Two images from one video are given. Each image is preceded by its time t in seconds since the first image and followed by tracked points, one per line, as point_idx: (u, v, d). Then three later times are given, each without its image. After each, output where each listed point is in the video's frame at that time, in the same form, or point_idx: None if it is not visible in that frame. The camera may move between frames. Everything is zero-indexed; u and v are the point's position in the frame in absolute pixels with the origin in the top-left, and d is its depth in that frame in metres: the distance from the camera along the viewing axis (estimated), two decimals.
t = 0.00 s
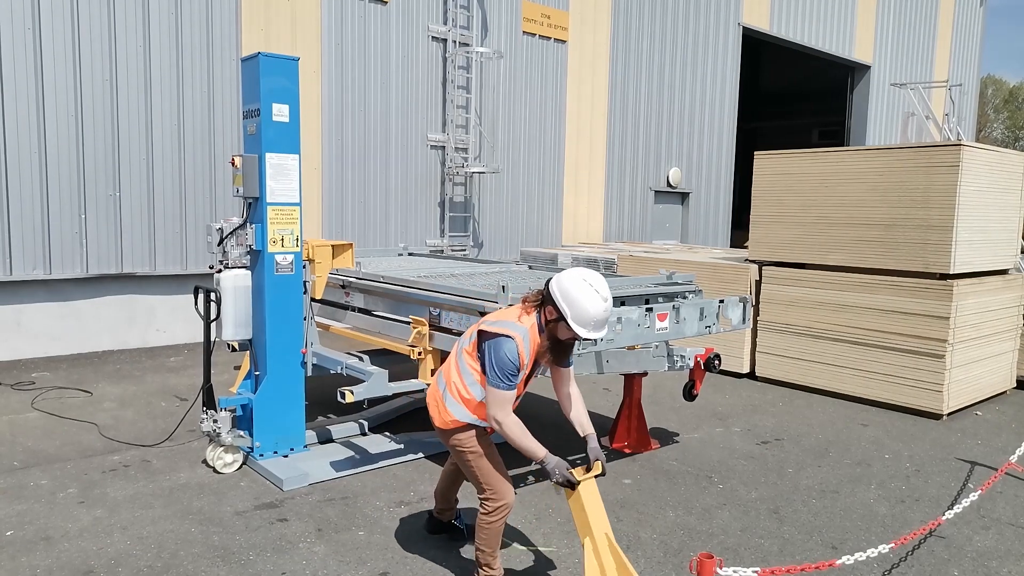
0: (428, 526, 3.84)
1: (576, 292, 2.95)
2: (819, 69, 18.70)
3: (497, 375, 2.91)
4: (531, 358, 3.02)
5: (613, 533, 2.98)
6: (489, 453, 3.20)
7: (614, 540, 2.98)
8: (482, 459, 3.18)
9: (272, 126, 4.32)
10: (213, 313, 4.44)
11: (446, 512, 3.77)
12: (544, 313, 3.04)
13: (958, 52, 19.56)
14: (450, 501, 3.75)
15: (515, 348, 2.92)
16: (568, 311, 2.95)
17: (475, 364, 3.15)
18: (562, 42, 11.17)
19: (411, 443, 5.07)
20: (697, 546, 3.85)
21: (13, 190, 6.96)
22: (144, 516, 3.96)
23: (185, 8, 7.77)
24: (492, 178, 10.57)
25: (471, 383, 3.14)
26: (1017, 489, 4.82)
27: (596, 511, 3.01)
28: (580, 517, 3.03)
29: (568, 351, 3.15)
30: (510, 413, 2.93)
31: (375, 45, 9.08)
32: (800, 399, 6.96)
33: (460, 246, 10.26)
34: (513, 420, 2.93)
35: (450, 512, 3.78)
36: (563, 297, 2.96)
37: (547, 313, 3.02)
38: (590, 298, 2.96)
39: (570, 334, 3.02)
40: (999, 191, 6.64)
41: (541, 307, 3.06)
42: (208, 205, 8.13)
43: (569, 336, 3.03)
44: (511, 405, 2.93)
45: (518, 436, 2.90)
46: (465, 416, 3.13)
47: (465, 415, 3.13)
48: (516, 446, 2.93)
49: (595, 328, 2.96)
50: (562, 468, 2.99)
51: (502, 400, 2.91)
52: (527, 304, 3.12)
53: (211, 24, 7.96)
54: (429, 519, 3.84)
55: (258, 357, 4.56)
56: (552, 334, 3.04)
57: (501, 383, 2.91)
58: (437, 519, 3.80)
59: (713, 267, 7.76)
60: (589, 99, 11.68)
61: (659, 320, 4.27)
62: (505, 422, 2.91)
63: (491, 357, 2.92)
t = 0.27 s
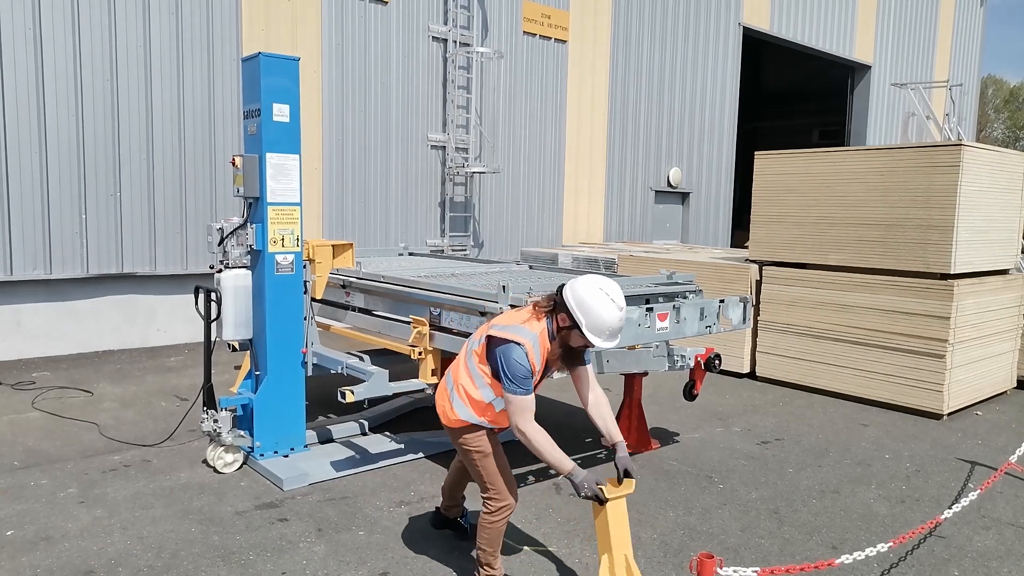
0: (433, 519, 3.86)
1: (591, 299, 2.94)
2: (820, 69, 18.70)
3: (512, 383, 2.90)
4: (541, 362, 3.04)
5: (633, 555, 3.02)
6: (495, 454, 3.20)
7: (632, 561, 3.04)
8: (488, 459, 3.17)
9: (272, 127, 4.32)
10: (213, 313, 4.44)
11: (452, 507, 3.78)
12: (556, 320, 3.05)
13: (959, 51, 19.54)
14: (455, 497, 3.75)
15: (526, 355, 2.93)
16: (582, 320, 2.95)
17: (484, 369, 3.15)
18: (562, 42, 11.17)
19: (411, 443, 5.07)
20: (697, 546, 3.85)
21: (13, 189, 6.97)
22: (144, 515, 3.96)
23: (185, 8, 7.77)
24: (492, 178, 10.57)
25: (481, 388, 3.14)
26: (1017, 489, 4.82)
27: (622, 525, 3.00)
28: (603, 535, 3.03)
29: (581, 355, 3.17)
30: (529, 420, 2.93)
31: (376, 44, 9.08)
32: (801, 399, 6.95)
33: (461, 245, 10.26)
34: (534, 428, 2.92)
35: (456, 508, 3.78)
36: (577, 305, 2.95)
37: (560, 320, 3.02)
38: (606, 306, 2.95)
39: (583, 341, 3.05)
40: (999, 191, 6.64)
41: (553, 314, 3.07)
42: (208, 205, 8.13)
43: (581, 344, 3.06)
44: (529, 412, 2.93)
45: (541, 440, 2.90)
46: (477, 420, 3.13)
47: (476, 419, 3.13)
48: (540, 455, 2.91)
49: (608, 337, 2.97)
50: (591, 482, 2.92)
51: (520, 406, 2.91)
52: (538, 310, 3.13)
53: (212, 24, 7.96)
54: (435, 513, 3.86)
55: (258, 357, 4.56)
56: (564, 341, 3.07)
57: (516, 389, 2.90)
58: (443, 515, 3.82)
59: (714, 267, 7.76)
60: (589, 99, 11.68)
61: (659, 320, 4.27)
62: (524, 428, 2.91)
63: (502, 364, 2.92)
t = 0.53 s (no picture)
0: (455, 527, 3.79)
1: (615, 292, 2.96)
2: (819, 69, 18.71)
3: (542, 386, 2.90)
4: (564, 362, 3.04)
5: None
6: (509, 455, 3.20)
7: None
8: (500, 459, 3.17)
9: (272, 127, 4.32)
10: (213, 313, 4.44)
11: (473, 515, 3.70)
12: (575, 315, 3.06)
13: (958, 51, 19.54)
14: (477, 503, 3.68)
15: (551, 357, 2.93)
16: (609, 314, 2.96)
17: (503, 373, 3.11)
18: (562, 42, 11.17)
19: (411, 442, 5.08)
20: (697, 546, 3.85)
21: (13, 188, 6.96)
22: (144, 516, 3.96)
23: (185, 8, 7.77)
24: (492, 178, 10.57)
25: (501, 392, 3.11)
26: (1017, 489, 4.82)
27: (644, 565, 2.72)
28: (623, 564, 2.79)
29: (597, 346, 3.28)
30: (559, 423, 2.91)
31: (376, 44, 9.08)
32: (800, 399, 6.95)
33: (460, 245, 10.27)
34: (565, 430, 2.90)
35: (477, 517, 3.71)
36: (602, 299, 2.98)
37: (581, 316, 3.04)
38: (630, 297, 2.98)
39: (604, 332, 3.10)
40: (999, 191, 6.64)
41: (571, 309, 3.07)
42: (208, 205, 8.13)
43: (602, 336, 3.10)
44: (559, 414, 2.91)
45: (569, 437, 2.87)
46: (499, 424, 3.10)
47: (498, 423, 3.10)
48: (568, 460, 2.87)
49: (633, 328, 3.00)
50: (619, 504, 2.79)
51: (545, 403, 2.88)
52: (554, 307, 3.09)
53: (211, 23, 7.96)
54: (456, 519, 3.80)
55: (258, 357, 4.56)
56: (585, 336, 3.11)
57: (545, 388, 2.89)
58: (463, 521, 3.76)
59: (714, 267, 7.76)
60: (589, 99, 11.68)
61: (659, 320, 4.27)
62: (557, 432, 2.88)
63: (528, 363, 2.91)
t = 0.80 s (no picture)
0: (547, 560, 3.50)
1: (664, 265, 3.00)
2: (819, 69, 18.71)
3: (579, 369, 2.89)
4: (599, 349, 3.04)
5: None
6: (536, 459, 3.14)
7: None
8: (526, 461, 3.12)
9: (272, 126, 4.32)
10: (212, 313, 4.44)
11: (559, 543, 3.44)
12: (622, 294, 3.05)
13: (958, 51, 19.54)
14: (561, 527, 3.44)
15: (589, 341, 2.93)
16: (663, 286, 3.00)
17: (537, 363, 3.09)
18: (562, 42, 11.17)
19: (410, 442, 5.07)
20: (696, 546, 3.85)
21: (12, 187, 6.95)
22: (143, 516, 3.96)
23: (185, 7, 7.77)
24: (492, 178, 10.57)
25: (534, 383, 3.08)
26: (1017, 489, 4.82)
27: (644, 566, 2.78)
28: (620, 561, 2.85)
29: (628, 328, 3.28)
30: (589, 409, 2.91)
31: (376, 44, 9.08)
32: (800, 400, 6.95)
33: (460, 246, 10.27)
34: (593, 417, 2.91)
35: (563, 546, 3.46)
36: (653, 274, 3.00)
37: (628, 294, 3.04)
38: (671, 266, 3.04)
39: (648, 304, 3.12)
40: (998, 191, 6.64)
41: (614, 290, 3.06)
42: (208, 205, 8.13)
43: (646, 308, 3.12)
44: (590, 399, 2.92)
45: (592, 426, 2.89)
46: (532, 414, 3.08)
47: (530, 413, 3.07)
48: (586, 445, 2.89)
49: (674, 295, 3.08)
50: (618, 498, 2.82)
51: (579, 387, 2.88)
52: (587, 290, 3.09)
53: (211, 23, 7.95)
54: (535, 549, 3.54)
55: (258, 357, 4.56)
56: (633, 312, 3.06)
57: (580, 371, 2.89)
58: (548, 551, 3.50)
59: (714, 267, 7.76)
60: (589, 99, 11.68)
61: (659, 320, 4.27)
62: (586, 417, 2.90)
63: (566, 344, 2.91)
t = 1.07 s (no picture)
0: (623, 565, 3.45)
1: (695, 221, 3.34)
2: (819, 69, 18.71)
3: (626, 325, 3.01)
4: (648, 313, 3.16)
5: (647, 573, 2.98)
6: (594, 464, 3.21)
7: None
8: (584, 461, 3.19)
9: (272, 127, 4.32)
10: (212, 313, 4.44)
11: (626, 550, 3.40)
12: (665, 254, 3.31)
13: (958, 51, 19.55)
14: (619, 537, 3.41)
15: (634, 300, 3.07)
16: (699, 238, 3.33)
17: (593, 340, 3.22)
18: (562, 42, 11.18)
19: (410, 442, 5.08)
20: (697, 546, 3.85)
21: (12, 187, 6.95)
22: (143, 516, 3.96)
23: (185, 8, 7.77)
24: (492, 178, 10.58)
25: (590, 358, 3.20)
26: (1017, 489, 4.83)
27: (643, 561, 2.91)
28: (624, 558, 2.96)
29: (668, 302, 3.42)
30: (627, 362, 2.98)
31: (375, 45, 9.08)
32: (800, 400, 6.96)
33: (460, 246, 10.28)
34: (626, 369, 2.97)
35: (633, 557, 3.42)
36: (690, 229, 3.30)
37: (669, 253, 3.30)
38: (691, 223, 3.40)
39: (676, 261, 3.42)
40: (998, 192, 6.64)
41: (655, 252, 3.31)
42: (208, 205, 8.13)
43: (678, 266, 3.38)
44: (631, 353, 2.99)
45: (621, 373, 2.95)
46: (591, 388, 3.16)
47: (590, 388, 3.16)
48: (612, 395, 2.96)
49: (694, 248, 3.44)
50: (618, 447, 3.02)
51: (620, 334, 2.98)
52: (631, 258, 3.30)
53: (211, 23, 7.96)
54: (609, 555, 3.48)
55: (258, 357, 4.55)
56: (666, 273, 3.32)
57: (627, 323, 3.00)
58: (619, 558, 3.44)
59: (713, 268, 7.77)
60: (589, 99, 11.69)
61: (659, 320, 4.26)
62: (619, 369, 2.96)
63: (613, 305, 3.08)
